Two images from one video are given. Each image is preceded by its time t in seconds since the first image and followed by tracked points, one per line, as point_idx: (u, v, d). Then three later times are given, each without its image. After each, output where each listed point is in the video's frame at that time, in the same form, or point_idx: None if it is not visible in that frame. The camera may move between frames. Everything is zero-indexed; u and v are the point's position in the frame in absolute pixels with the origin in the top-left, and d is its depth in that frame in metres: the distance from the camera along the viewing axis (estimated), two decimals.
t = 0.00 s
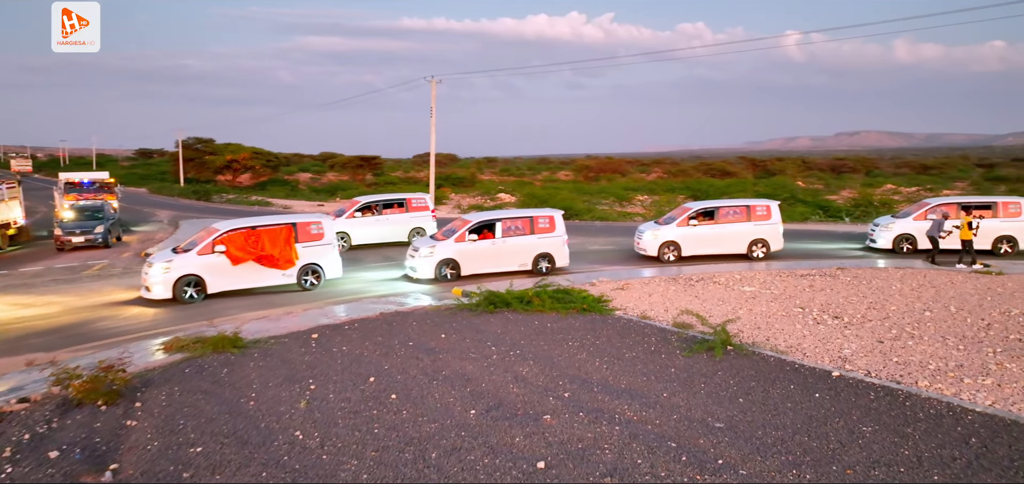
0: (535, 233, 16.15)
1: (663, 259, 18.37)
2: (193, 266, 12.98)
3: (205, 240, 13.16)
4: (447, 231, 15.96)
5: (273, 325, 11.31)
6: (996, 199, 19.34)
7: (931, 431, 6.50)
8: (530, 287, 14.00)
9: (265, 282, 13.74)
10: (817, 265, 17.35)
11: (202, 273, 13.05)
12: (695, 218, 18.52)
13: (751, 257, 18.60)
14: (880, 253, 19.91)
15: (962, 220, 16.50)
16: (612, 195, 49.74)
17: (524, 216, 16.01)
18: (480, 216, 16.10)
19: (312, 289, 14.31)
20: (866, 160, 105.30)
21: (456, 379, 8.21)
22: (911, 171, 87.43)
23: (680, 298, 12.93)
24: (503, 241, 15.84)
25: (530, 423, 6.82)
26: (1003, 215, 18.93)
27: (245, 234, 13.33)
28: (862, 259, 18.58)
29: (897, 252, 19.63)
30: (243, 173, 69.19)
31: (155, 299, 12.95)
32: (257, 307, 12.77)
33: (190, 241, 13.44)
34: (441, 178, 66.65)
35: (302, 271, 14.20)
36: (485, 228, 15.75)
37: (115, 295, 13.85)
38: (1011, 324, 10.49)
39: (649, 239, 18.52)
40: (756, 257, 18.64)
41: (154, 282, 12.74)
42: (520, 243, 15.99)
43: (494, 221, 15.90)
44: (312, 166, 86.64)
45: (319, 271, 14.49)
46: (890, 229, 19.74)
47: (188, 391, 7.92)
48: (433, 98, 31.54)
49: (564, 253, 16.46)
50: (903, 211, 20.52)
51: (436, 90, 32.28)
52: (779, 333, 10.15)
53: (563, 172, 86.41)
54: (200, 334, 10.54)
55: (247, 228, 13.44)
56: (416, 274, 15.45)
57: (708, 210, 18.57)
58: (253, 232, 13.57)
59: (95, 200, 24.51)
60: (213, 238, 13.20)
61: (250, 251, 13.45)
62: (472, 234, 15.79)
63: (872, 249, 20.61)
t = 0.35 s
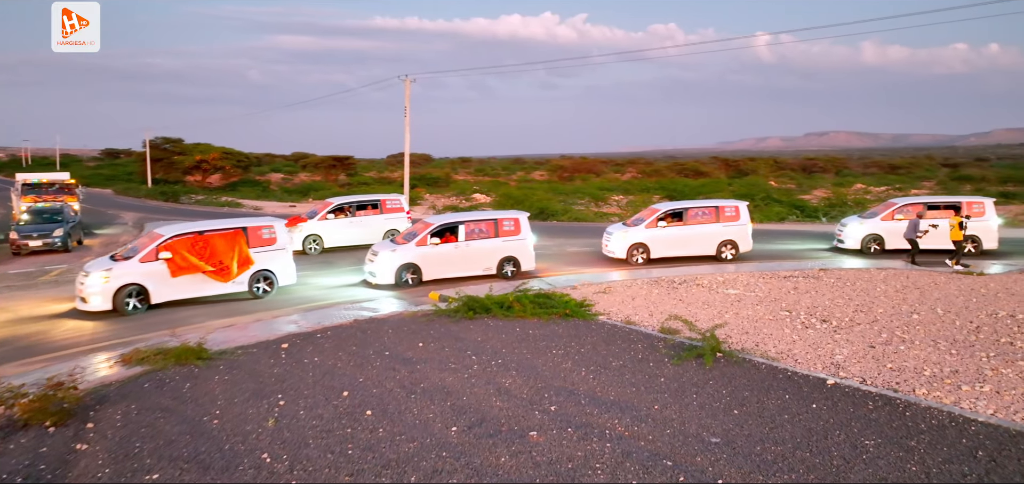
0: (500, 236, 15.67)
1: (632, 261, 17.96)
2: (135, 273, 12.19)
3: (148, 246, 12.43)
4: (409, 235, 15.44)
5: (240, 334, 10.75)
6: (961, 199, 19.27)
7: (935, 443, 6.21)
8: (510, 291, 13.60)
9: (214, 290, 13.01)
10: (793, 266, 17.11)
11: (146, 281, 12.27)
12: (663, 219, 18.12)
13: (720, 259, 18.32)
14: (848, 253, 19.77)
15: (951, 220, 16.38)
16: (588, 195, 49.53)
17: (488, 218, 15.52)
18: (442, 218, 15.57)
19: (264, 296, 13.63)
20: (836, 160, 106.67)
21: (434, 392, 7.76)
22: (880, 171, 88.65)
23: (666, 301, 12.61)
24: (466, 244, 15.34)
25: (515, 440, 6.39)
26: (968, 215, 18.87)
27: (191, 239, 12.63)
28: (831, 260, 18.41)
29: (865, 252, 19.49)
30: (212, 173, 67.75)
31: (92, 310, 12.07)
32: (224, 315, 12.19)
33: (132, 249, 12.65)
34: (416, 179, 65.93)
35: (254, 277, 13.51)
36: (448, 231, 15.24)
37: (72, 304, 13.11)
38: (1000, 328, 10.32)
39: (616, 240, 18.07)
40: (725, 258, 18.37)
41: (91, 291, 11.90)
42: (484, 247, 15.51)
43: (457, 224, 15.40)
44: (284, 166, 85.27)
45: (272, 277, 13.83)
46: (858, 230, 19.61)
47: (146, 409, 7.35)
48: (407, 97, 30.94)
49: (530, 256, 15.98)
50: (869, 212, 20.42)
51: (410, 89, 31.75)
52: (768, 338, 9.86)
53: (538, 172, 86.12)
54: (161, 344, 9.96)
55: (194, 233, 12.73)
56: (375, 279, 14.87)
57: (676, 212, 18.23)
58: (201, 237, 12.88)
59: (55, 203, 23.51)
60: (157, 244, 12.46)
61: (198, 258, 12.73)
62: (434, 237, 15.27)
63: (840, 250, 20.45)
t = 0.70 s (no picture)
0: (462, 240, 15.09)
1: (598, 265, 17.59)
2: (67, 284, 11.30)
3: (81, 254, 11.55)
4: (366, 238, 14.69)
5: (203, 344, 10.20)
6: (919, 200, 19.45)
7: (937, 457, 5.94)
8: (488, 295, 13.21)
9: (154, 300, 12.20)
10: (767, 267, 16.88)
11: (78, 292, 11.38)
12: (629, 221, 17.73)
13: (687, 261, 17.99)
14: (812, 254, 19.45)
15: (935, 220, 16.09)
16: (563, 195, 49.31)
17: (450, 220, 14.93)
18: (401, 221, 14.90)
19: (208, 305, 12.88)
20: (806, 159, 107.99)
21: (410, 406, 7.31)
22: (849, 170, 89.89)
23: (648, 305, 12.30)
24: (427, 248, 14.71)
25: (498, 460, 5.98)
26: (926, 214, 19.00)
27: (129, 246, 11.82)
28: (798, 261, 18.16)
29: (828, 253, 19.18)
30: (179, 174, 66.24)
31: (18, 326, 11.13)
32: (187, 323, 11.61)
33: (62, 258, 11.72)
34: (389, 179, 65.16)
35: (198, 285, 12.74)
36: (408, 234, 14.58)
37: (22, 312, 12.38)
38: (987, 330, 10.17)
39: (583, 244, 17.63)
40: (694, 260, 18.02)
41: (16, 305, 10.96)
42: (446, 251, 14.90)
43: (417, 227, 14.75)
44: (254, 166, 83.76)
45: (217, 285, 13.08)
46: (821, 231, 19.27)
47: (96, 430, 6.78)
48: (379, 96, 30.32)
49: (494, 260, 15.45)
50: (830, 212, 20.19)
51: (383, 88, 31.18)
52: (755, 343, 9.58)
53: (512, 172, 85.78)
54: (117, 357, 9.41)
55: (131, 240, 11.90)
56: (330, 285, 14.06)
57: (643, 213, 17.89)
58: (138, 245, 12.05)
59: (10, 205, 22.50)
60: (90, 252, 11.59)
61: (135, 266, 11.87)
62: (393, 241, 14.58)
63: (803, 251, 20.15)
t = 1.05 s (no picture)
0: (418, 243, 14.37)
1: (559, 267, 17.12)
2: None
3: None
4: (316, 243, 13.88)
5: (160, 356, 9.62)
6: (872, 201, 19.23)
7: (938, 471, 5.67)
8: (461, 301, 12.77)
9: (77, 315, 11.17)
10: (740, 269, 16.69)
11: None
12: (591, 222, 17.26)
13: (649, 263, 17.62)
14: (766, 256, 19.20)
15: (912, 218, 15.95)
16: (534, 195, 49.04)
17: (406, 223, 14.22)
18: (354, 224, 14.12)
19: (139, 318, 11.86)
20: (773, 159, 109.37)
21: (381, 424, 6.84)
22: (815, 170, 91.20)
23: (627, 309, 11.98)
24: (381, 253, 13.96)
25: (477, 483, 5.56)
26: (879, 215, 18.77)
27: (46, 257, 10.70)
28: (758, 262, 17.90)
29: (783, 254, 18.96)
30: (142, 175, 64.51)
31: None
32: (144, 333, 11.00)
33: None
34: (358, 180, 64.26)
35: (128, 297, 11.70)
36: (361, 238, 13.81)
37: None
38: (970, 332, 10.01)
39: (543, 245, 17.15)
40: (654, 262, 17.68)
41: None
42: (402, 255, 14.17)
43: (371, 230, 14.00)
44: (219, 167, 82.01)
45: (148, 296, 12.04)
46: (776, 232, 19.03)
47: (34, 457, 6.20)
48: (347, 93, 29.65)
49: (452, 265, 14.73)
50: (784, 213, 19.99)
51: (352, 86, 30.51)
52: (739, 350, 9.29)
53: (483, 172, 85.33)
54: (63, 372, 8.83)
55: (49, 250, 10.79)
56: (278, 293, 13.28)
57: (604, 215, 17.44)
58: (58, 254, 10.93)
59: None
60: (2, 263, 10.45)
61: (54, 278, 10.79)
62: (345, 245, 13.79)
63: (756, 252, 19.90)
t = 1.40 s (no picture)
0: (375, 248, 13.74)
1: (521, 271, 16.59)
2: None
3: None
4: (266, 248, 13.14)
5: (112, 370, 9.02)
6: (825, 200, 19.18)
7: None
8: (434, 307, 12.32)
9: None
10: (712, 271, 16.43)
11: None
12: (552, 224, 16.81)
13: (611, 266, 17.26)
14: (721, 258, 18.98)
15: (893, 220, 15.81)
16: (506, 196, 48.67)
17: (361, 227, 13.57)
18: (306, 228, 13.41)
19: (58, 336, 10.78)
20: (742, 160, 110.58)
21: (351, 443, 6.38)
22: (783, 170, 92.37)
23: (607, 313, 11.66)
24: (335, 258, 13.29)
25: None
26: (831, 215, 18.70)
27: None
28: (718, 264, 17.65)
29: (738, 256, 18.77)
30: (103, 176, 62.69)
31: None
32: (97, 345, 10.36)
33: None
34: (328, 180, 63.31)
35: (44, 312, 10.60)
36: (313, 243, 13.11)
37: None
38: (954, 335, 9.87)
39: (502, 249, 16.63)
40: (617, 265, 17.32)
41: None
42: (357, 261, 13.52)
43: (324, 234, 13.31)
44: (184, 167, 80.18)
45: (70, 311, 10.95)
46: (732, 233, 18.81)
47: None
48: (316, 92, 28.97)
49: (410, 270, 14.15)
50: (739, 214, 19.80)
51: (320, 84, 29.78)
52: (724, 356, 9.00)
53: (454, 173, 84.78)
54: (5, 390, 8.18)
55: None
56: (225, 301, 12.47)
57: (565, 216, 17.00)
58: None
59: None
60: None
61: None
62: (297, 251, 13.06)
63: (711, 254, 19.68)
